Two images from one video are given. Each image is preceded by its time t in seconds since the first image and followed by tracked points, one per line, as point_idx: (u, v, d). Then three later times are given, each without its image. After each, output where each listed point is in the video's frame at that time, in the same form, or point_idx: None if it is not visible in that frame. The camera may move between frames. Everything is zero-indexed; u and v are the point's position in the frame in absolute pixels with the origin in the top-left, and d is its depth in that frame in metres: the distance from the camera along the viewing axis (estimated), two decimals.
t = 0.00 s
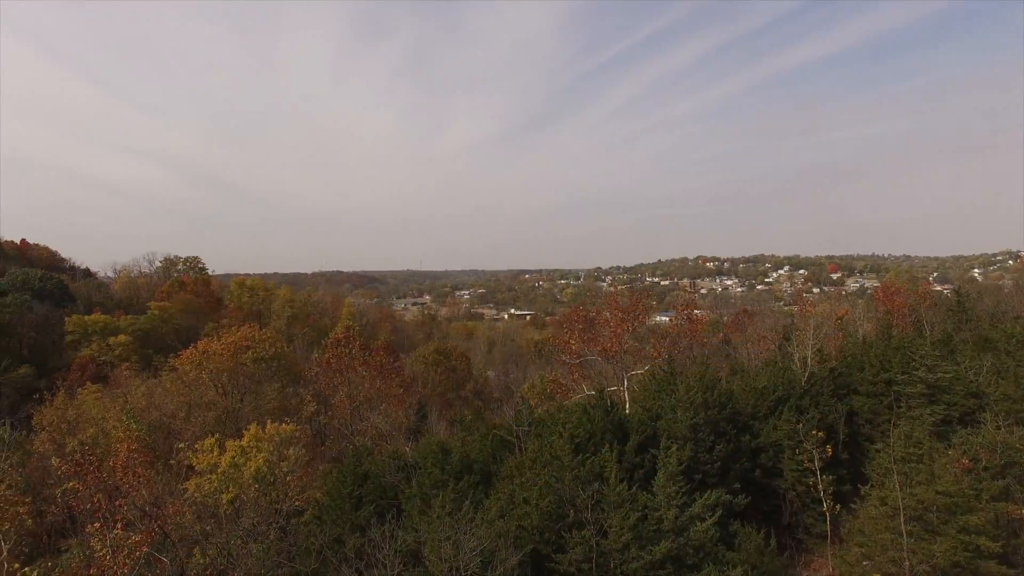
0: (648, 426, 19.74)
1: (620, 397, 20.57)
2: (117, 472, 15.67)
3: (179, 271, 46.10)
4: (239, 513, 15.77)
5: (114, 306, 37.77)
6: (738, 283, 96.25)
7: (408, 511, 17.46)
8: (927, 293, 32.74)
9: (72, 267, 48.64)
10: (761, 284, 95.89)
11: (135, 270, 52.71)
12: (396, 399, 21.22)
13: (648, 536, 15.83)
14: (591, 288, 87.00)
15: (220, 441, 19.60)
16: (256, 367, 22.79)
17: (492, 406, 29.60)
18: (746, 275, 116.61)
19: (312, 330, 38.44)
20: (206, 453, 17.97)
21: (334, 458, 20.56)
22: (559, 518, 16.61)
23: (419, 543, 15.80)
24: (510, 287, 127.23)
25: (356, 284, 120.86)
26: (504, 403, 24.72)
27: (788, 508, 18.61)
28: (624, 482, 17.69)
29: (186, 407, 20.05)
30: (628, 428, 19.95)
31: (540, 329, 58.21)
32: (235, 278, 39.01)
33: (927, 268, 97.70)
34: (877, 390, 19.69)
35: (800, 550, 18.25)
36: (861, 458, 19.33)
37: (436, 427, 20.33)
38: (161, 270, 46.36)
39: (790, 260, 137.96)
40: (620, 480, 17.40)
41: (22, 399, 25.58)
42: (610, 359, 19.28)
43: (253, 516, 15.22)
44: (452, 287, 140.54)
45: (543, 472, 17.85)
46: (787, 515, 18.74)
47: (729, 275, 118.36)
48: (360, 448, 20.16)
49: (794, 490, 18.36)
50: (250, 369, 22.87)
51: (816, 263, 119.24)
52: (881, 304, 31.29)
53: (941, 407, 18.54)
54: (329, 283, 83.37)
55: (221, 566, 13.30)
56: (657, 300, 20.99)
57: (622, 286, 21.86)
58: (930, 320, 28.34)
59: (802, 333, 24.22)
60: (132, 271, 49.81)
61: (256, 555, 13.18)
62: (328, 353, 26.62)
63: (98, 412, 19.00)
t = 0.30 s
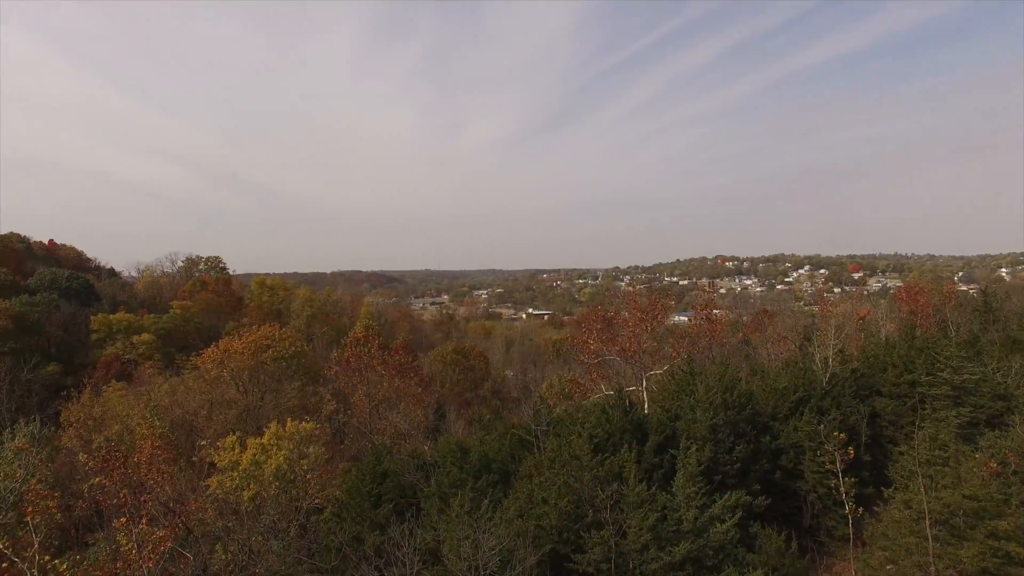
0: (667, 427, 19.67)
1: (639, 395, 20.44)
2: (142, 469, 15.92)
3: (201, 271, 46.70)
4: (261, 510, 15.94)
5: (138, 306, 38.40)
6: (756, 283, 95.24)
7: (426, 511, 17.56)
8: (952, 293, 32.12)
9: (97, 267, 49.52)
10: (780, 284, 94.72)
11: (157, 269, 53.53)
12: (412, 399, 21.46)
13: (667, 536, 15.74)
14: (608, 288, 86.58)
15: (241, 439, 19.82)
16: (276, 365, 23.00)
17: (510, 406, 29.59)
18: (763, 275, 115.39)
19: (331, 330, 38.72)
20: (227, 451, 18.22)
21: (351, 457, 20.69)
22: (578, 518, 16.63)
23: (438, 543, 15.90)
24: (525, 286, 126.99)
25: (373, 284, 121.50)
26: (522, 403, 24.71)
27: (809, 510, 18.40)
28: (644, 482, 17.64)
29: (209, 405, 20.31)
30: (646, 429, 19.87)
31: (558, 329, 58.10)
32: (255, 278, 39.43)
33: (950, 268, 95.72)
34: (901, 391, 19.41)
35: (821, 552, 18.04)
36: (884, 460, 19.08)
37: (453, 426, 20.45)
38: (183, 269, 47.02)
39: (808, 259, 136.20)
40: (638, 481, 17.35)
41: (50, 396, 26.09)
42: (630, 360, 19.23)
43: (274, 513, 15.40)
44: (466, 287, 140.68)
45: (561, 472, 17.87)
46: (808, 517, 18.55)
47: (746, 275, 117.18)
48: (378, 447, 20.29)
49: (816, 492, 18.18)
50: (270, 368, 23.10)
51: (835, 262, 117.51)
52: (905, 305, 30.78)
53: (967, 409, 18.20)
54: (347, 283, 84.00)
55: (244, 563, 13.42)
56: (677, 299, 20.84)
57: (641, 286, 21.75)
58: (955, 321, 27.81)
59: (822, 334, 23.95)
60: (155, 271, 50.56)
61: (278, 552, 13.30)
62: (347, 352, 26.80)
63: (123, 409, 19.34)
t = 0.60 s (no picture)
0: (684, 427, 19.59)
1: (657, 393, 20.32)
2: (162, 466, 16.13)
3: (219, 271, 47.22)
4: (278, 508, 16.08)
5: (158, 305, 38.91)
6: (773, 283, 94.55)
7: (443, 510, 17.61)
8: (975, 292, 31.58)
9: (118, 267, 50.26)
10: (798, 284, 93.69)
11: (177, 269, 54.24)
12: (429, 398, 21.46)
13: (684, 538, 15.66)
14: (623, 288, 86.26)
15: (259, 437, 20.00)
16: (293, 364, 23.20)
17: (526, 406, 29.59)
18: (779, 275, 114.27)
19: (347, 329, 38.95)
20: (246, 449, 18.41)
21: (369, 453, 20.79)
22: (594, 518, 16.63)
23: (454, 542, 15.95)
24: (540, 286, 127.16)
25: (393, 285, 122.65)
26: (538, 403, 24.70)
27: (827, 512, 18.22)
28: (660, 483, 17.59)
29: (227, 403, 20.54)
30: (663, 429, 19.80)
31: (574, 329, 57.96)
32: (272, 277, 39.78)
33: (971, 267, 93.99)
34: (921, 393, 19.17)
35: (839, 554, 17.86)
36: (905, 462, 18.86)
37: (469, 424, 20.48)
38: (202, 269, 47.58)
39: (825, 258, 134.57)
40: (655, 482, 17.27)
41: (73, 394, 26.53)
42: (646, 360, 19.18)
43: (292, 511, 15.54)
44: (481, 286, 141.08)
45: (577, 472, 17.88)
46: (827, 520, 18.38)
47: (762, 275, 116.13)
48: (394, 446, 20.40)
49: (834, 494, 18.01)
50: (287, 367, 23.30)
51: (852, 262, 115.97)
52: (926, 304, 30.32)
53: (991, 411, 17.89)
54: (365, 282, 84.53)
55: (262, 560, 13.54)
56: (693, 299, 20.71)
57: (657, 285, 21.65)
58: (978, 321, 27.34)
59: (842, 334, 23.68)
60: (175, 270, 51.22)
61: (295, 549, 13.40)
62: (363, 351, 26.96)
63: (144, 407, 19.63)
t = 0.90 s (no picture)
0: (706, 429, 19.46)
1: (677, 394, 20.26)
2: (188, 463, 16.40)
3: (241, 271, 47.93)
4: (301, 506, 16.24)
5: (183, 304, 39.57)
6: (794, 283, 93.28)
7: (464, 508, 17.65)
8: (1006, 292, 30.85)
9: (145, 267, 51.29)
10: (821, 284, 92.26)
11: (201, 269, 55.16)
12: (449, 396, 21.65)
13: (707, 540, 15.49)
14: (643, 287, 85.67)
15: (281, 435, 20.23)
16: (315, 363, 23.44)
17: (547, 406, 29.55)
18: (800, 275, 112.73)
19: (369, 328, 39.24)
20: (270, 446, 18.65)
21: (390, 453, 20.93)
22: (615, 519, 16.57)
23: (475, 540, 15.99)
24: (559, 286, 126.97)
25: (411, 284, 123.37)
26: (558, 403, 24.69)
27: (853, 515, 17.93)
28: (682, 484, 17.48)
29: (250, 401, 20.83)
30: (684, 430, 19.69)
31: (594, 329, 57.75)
32: (294, 277, 40.23)
33: (999, 266, 91.70)
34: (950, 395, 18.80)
35: (865, 559, 17.56)
36: (932, 466, 18.53)
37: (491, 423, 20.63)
38: (225, 269, 48.28)
39: (847, 258, 132.35)
40: (676, 484, 17.13)
41: (102, 391, 27.12)
42: (668, 359, 19.17)
43: (314, 508, 15.68)
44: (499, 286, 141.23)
45: (598, 472, 17.84)
46: (852, 523, 18.10)
47: (782, 275, 114.67)
48: (415, 444, 20.50)
49: (859, 498, 17.73)
50: (309, 366, 23.55)
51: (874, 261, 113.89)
52: (955, 304, 29.66)
53: None
54: (384, 282, 85.17)
55: (285, 557, 13.68)
56: (715, 299, 20.56)
57: (679, 285, 21.51)
58: (1010, 322, 26.67)
59: (867, 334, 23.35)
60: (199, 270, 52.05)
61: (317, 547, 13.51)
62: (384, 351, 27.16)
63: (170, 404, 19.96)
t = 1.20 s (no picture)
0: (726, 430, 19.34)
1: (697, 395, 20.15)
2: (209, 461, 16.62)
3: (261, 271, 48.49)
4: (320, 504, 16.38)
5: (204, 304, 40.07)
6: (813, 283, 92.10)
7: (482, 508, 17.70)
8: None
9: (167, 267, 52.13)
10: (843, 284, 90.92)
11: (222, 269, 55.92)
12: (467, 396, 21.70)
13: (727, 542, 15.37)
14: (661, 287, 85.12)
15: (301, 433, 20.42)
16: (334, 362, 23.61)
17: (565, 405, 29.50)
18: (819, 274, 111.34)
19: (387, 328, 39.45)
20: (290, 445, 18.83)
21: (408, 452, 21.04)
22: (633, 520, 16.52)
23: (493, 540, 16.01)
24: (576, 286, 126.62)
25: (427, 284, 123.88)
26: (576, 403, 24.65)
27: (875, 518, 17.67)
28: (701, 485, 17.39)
29: (270, 400, 21.08)
30: (703, 431, 19.58)
31: (613, 329, 57.53)
32: (313, 277, 40.55)
33: None
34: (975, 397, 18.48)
35: (888, 563, 17.30)
36: (958, 470, 18.26)
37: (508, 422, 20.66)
38: (245, 269, 48.80)
39: (869, 257, 130.30)
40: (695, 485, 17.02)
41: (126, 389, 27.61)
42: (687, 359, 19.07)
43: (333, 507, 15.82)
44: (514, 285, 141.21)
45: (616, 472, 17.80)
46: (874, 527, 17.84)
47: (800, 275, 113.34)
48: (433, 444, 20.58)
49: (882, 501, 17.45)
50: (328, 365, 23.76)
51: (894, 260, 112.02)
52: (982, 304, 29.06)
53: None
54: (402, 282, 85.59)
55: (305, 554, 13.80)
56: (735, 299, 20.39)
57: (698, 284, 21.37)
58: None
59: (889, 334, 23.02)
60: (220, 270, 52.77)
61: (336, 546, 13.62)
62: (402, 350, 27.31)
63: (192, 403, 20.26)
